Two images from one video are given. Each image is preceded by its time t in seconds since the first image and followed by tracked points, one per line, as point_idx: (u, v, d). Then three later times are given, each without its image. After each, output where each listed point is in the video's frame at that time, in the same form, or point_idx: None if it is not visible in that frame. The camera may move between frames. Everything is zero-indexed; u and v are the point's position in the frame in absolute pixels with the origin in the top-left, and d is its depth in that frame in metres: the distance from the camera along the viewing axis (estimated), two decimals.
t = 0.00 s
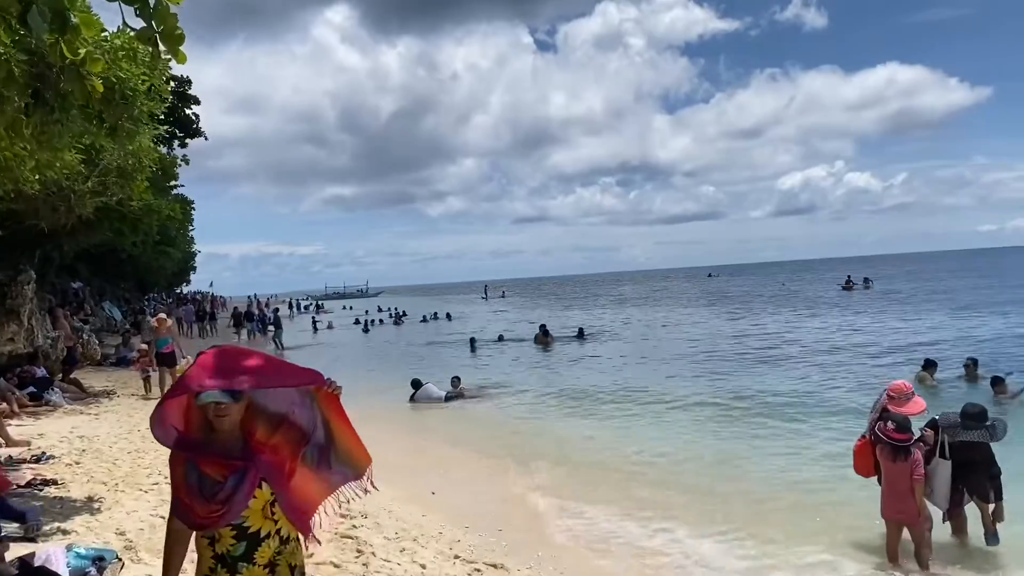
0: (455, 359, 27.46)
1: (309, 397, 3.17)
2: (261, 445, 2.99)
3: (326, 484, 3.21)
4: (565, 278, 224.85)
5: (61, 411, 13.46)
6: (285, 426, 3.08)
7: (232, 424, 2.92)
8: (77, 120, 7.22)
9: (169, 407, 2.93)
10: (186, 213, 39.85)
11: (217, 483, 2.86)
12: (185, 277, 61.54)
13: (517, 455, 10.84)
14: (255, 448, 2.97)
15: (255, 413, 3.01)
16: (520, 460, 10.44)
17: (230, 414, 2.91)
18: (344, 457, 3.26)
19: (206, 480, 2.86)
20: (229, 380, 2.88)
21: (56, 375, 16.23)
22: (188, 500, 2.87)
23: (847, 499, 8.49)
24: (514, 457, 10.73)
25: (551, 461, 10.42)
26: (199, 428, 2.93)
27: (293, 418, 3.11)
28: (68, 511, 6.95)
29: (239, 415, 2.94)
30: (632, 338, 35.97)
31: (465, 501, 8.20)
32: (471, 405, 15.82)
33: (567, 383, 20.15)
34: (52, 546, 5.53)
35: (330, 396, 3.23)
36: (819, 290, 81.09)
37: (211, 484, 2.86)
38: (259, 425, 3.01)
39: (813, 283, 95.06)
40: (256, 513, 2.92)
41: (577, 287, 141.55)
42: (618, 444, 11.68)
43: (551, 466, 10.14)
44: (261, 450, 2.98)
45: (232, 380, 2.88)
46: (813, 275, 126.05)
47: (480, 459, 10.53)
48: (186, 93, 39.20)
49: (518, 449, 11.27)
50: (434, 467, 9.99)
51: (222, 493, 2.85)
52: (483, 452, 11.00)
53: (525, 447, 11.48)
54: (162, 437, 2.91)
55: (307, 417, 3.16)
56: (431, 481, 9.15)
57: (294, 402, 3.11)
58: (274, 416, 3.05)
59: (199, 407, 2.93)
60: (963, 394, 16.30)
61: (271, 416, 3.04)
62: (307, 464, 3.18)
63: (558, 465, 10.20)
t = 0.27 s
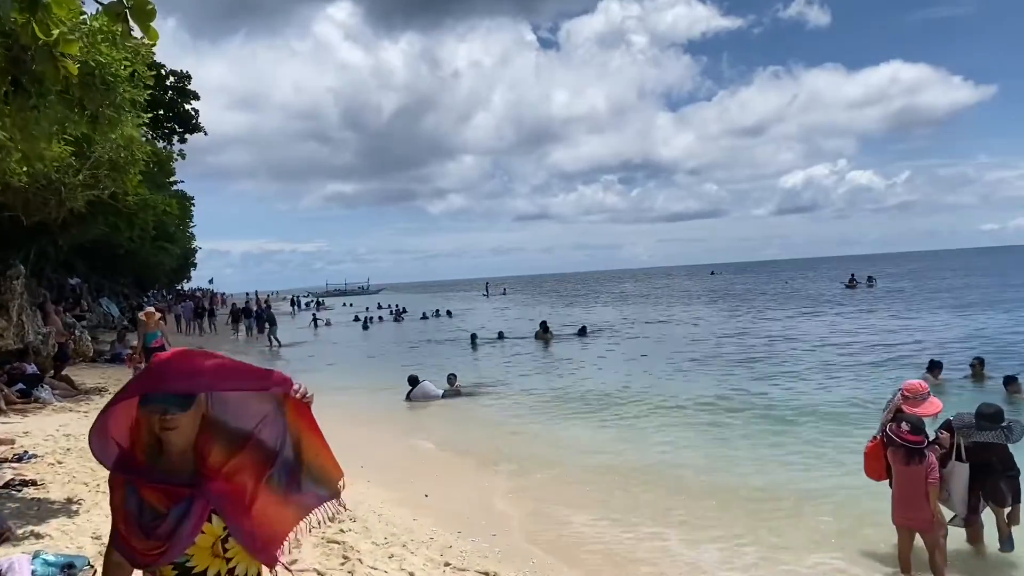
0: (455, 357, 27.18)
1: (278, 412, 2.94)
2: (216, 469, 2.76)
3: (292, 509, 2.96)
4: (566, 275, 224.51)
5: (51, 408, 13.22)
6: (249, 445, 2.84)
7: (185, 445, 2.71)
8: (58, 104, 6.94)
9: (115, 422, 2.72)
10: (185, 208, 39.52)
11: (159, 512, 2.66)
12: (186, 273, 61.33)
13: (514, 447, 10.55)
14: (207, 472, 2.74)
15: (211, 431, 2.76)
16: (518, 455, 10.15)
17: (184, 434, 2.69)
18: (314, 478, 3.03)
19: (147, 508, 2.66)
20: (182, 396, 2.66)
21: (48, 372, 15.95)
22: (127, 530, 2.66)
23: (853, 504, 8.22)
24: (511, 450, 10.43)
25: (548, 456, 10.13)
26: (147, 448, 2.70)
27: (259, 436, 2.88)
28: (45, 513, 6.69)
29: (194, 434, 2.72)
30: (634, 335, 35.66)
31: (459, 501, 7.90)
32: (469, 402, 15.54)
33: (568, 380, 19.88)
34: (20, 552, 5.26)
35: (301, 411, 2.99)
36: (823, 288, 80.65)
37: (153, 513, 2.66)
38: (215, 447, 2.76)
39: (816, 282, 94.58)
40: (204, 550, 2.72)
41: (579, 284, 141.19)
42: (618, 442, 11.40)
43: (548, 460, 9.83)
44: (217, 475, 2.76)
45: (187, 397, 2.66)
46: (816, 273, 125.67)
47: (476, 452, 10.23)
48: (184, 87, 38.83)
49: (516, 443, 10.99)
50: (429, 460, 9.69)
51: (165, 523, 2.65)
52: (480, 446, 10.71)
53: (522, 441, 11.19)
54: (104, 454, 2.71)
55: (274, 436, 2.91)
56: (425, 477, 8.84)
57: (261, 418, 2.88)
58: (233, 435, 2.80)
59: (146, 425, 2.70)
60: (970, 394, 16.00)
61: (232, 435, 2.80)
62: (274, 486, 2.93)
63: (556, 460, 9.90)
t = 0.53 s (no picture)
0: (463, 355, 26.92)
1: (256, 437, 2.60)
2: (176, 498, 2.44)
3: (265, 554, 2.60)
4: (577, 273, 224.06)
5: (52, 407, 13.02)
6: (220, 474, 2.52)
7: (142, 466, 2.44)
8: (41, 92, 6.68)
9: (70, 431, 2.47)
10: (194, 205, 39.44)
11: (102, 543, 2.41)
12: (196, 270, 61.29)
13: (520, 450, 10.26)
14: (165, 501, 2.44)
15: (177, 455, 2.45)
16: (524, 457, 9.85)
17: (140, 453, 2.42)
18: (293, 519, 2.66)
19: (90, 536, 2.42)
20: (141, 410, 2.38)
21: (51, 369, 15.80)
22: (68, 555, 2.44)
23: (872, 514, 7.89)
24: (516, 451, 10.13)
25: (555, 459, 9.83)
26: (99, 466, 2.44)
27: (234, 465, 2.54)
28: (32, 516, 6.45)
29: (152, 454, 2.43)
30: (645, 334, 35.32)
31: (462, 507, 7.60)
32: (477, 402, 15.26)
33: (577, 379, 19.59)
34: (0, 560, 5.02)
35: (283, 439, 2.65)
36: (835, 286, 80.01)
37: (96, 543, 2.42)
38: (177, 473, 2.46)
39: (828, 280, 93.89)
40: None
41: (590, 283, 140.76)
42: (628, 444, 11.09)
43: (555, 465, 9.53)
44: (178, 506, 2.44)
45: (146, 413, 2.39)
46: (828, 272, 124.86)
47: (480, 453, 9.93)
48: (194, 84, 38.70)
49: (522, 444, 10.70)
50: (431, 462, 9.40)
51: (107, 555, 2.40)
52: (486, 446, 10.42)
53: (529, 442, 10.90)
54: (53, 463, 2.47)
55: (252, 466, 2.58)
56: (427, 480, 8.54)
57: (235, 445, 2.55)
58: (202, 462, 2.48)
59: (102, 440, 2.44)
60: (991, 396, 15.59)
61: (199, 461, 2.48)
62: (244, 526, 2.56)
63: (563, 464, 9.58)
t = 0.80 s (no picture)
0: (476, 354, 26.67)
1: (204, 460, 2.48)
2: (113, 534, 2.18)
3: None
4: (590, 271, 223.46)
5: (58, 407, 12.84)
6: (170, 502, 2.34)
7: (70, 497, 2.13)
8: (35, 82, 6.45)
9: None
10: (206, 203, 39.33)
11: None
12: (209, 268, 61.28)
13: (531, 454, 9.99)
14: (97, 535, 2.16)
15: (118, 482, 2.23)
16: (535, 460, 9.59)
17: (68, 481, 2.11)
18: (251, 552, 2.53)
19: None
20: (71, 427, 2.08)
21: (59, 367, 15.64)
22: None
23: (896, 522, 7.60)
24: (527, 455, 9.87)
25: (567, 463, 9.56)
26: (18, 497, 2.14)
27: (183, 491, 2.38)
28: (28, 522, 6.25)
29: (82, 481, 2.15)
30: (659, 333, 34.97)
31: (473, 513, 7.33)
32: (488, 401, 15.01)
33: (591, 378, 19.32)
34: None
35: (231, 461, 2.53)
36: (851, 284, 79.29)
37: None
38: (115, 503, 2.21)
39: (843, 278, 93.09)
40: None
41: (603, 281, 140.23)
42: (642, 446, 10.81)
43: (567, 469, 9.26)
44: (117, 540, 2.18)
45: (77, 431, 2.10)
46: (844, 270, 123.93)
47: (490, 457, 9.68)
48: (206, 82, 38.55)
49: (532, 447, 10.45)
50: (439, 465, 9.16)
51: None
52: (496, 450, 10.18)
53: (539, 445, 10.63)
54: None
55: (202, 491, 2.43)
56: (436, 485, 8.29)
57: (184, 468, 2.40)
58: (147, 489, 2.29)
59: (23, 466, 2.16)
60: (1014, 397, 15.23)
61: (142, 487, 2.27)
62: (199, 562, 2.37)
63: (576, 468, 9.32)
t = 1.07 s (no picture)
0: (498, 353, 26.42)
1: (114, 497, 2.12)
2: None
3: None
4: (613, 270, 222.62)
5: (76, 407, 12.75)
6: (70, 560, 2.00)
7: None
8: (36, 74, 6.28)
9: None
10: (229, 202, 39.41)
11: None
12: (233, 268, 61.54)
13: (552, 457, 9.71)
14: None
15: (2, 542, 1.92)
16: (556, 464, 9.31)
17: None
18: None
19: None
20: None
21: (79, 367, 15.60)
22: None
23: (935, 529, 7.22)
24: (548, 459, 9.59)
25: (589, 466, 9.27)
26: None
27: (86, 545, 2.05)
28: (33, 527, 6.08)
29: None
30: (683, 331, 34.53)
31: (492, 519, 7.05)
32: (509, 402, 14.75)
33: (614, 378, 19.01)
34: None
35: (142, 503, 2.16)
36: (878, 282, 78.17)
37: None
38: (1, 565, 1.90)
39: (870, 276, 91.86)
40: None
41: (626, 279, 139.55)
42: (667, 448, 10.49)
43: (590, 473, 8.96)
44: None
45: None
46: (871, 268, 122.38)
47: (510, 461, 9.40)
48: (229, 82, 38.62)
49: (554, 450, 10.16)
50: (458, 469, 8.89)
51: None
52: (517, 453, 9.90)
53: (561, 448, 10.34)
54: None
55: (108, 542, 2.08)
56: (454, 489, 8.03)
57: (89, 519, 2.07)
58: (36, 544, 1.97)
59: None
60: None
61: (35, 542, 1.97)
62: None
63: (598, 472, 9.02)
